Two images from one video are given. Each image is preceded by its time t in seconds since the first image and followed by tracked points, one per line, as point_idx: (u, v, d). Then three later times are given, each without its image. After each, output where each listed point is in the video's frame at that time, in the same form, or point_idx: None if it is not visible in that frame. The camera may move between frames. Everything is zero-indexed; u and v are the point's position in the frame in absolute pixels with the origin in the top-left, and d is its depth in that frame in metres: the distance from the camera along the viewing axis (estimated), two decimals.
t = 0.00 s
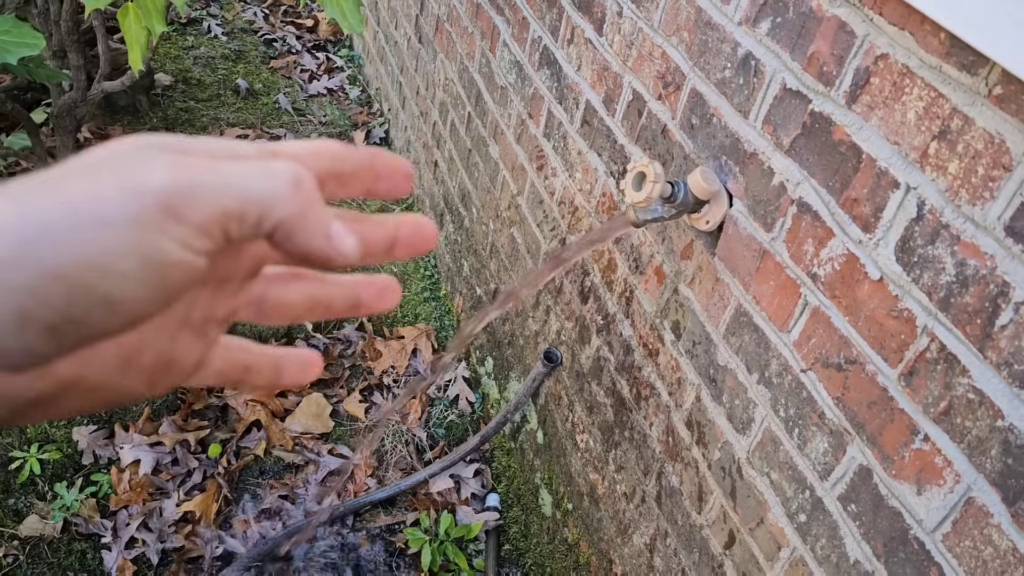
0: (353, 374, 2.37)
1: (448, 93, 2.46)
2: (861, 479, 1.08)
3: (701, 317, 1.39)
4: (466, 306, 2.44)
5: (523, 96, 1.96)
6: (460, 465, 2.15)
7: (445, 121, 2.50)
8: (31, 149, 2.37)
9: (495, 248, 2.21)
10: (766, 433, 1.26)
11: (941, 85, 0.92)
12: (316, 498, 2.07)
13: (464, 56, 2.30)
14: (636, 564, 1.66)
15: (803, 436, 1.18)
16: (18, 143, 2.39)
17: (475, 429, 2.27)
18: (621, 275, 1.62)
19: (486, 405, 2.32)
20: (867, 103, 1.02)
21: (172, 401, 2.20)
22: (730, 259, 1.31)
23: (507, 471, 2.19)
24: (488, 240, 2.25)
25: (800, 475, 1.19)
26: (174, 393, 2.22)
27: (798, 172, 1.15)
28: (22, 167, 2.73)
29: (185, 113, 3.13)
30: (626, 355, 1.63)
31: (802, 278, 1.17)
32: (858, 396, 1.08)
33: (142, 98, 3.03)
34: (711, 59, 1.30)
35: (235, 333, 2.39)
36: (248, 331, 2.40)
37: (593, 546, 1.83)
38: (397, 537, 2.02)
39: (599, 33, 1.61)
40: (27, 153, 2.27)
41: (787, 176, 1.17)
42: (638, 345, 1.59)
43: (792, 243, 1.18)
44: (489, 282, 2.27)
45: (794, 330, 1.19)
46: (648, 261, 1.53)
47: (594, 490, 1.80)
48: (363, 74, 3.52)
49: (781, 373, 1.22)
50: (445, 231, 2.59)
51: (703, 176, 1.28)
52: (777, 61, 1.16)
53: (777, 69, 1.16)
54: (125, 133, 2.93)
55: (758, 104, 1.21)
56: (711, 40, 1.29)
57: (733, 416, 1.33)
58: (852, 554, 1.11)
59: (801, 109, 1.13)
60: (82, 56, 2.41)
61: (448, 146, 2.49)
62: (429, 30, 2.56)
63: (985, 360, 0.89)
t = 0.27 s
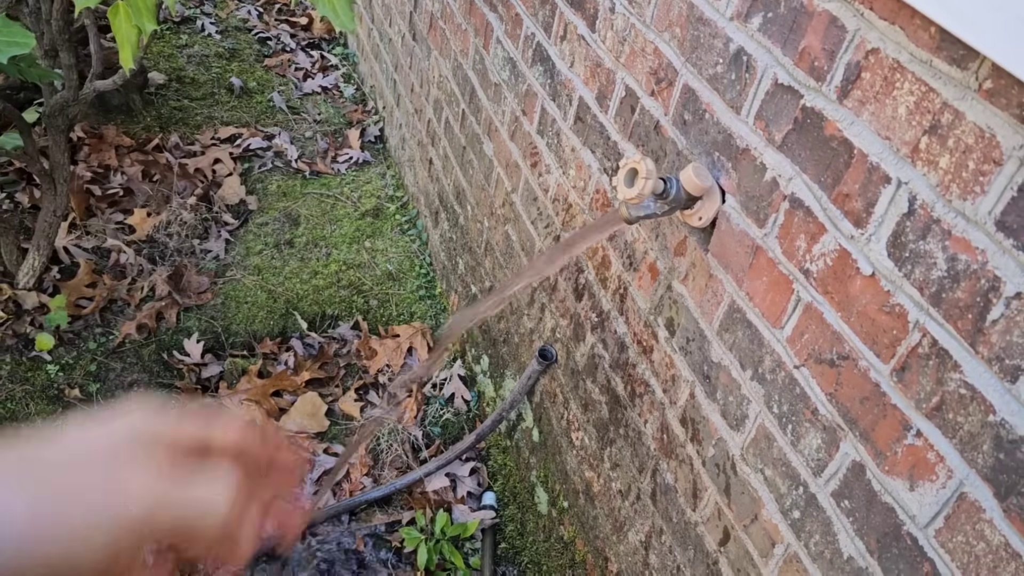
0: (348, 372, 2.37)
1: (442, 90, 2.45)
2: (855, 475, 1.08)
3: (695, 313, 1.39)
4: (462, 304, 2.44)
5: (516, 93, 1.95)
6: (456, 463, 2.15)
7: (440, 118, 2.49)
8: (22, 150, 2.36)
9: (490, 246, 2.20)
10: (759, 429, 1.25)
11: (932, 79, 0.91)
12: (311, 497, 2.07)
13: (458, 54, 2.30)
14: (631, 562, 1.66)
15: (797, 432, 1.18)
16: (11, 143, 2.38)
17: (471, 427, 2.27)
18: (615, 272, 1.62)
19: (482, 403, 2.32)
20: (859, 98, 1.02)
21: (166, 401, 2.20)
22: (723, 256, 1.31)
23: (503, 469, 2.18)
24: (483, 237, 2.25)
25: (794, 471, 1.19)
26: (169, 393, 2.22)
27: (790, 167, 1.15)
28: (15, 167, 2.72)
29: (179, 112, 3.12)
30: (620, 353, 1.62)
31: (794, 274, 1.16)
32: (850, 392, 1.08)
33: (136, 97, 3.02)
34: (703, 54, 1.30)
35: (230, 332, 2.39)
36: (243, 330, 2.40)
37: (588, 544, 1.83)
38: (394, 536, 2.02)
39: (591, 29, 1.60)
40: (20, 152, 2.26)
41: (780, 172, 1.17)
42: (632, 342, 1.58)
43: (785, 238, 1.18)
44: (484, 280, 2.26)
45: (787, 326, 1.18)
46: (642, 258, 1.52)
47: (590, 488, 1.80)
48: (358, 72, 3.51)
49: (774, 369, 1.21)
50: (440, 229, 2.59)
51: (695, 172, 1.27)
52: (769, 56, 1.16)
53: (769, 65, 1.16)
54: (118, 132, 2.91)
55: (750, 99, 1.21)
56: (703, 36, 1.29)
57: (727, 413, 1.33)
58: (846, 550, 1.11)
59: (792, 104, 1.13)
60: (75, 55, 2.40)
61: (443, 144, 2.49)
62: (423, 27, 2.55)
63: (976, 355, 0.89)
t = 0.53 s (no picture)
0: (347, 372, 2.36)
1: (440, 89, 2.44)
2: (853, 474, 1.07)
3: (693, 312, 1.38)
4: (461, 303, 2.43)
5: (514, 91, 1.94)
6: (456, 463, 2.14)
7: (438, 117, 2.48)
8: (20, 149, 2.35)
9: (488, 245, 2.20)
10: (757, 428, 1.25)
11: (929, 74, 0.90)
12: (310, 498, 2.07)
13: (455, 52, 2.29)
14: (631, 562, 1.65)
15: (795, 431, 1.17)
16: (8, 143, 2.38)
17: (470, 427, 2.26)
18: (613, 270, 1.61)
19: (481, 402, 2.31)
20: (856, 93, 1.01)
21: (165, 401, 2.19)
22: (720, 254, 1.30)
23: (503, 469, 2.18)
24: (482, 236, 2.24)
25: (792, 470, 1.18)
26: (167, 393, 2.22)
27: (787, 164, 1.14)
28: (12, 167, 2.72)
29: (178, 112, 3.11)
30: (619, 351, 1.62)
31: (792, 271, 1.15)
32: (848, 391, 1.07)
33: (134, 97, 3.01)
34: (699, 51, 1.29)
35: (229, 333, 2.39)
36: (242, 330, 2.40)
37: (588, 544, 1.82)
38: (393, 536, 2.01)
39: (588, 26, 1.59)
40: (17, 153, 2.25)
41: (777, 168, 1.16)
42: (630, 341, 1.58)
43: (782, 236, 1.17)
44: (483, 279, 2.26)
45: (784, 324, 1.18)
46: (640, 256, 1.51)
47: (589, 488, 1.79)
48: (357, 71, 3.51)
49: (772, 368, 1.20)
50: (439, 228, 2.58)
51: (692, 169, 1.26)
52: (766, 52, 1.15)
53: (766, 60, 1.15)
54: (116, 132, 2.91)
55: (747, 96, 1.20)
56: (700, 32, 1.28)
57: (725, 412, 1.32)
58: (844, 550, 1.10)
59: (789, 100, 1.12)
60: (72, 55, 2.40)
61: (441, 143, 2.48)
62: (421, 26, 2.55)
63: (974, 352, 0.88)
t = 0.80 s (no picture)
0: (349, 373, 2.36)
1: (443, 88, 2.43)
2: (860, 478, 1.06)
3: (697, 313, 1.37)
4: (463, 303, 2.42)
5: (516, 90, 1.93)
6: (458, 464, 2.13)
7: (440, 116, 2.47)
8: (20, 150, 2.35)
9: (491, 245, 2.18)
10: (762, 430, 1.23)
11: (937, 72, 0.89)
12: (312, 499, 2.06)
13: (458, 51, 2.27)
14: (634, 564, 1.64)
15: (800, 434, 1.15)
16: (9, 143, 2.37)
17: (473, 427, 2.25)
18: (616, 271, 1.60)
19: (483, 403, 2.30)
20: (862, 91, 0.99)
21: (166, 402, 2.19)
22: (725, 254, 1.28)
23: (506, 470, 2.17)
24: (484, 236, 2.23)
25: (798, 473, 1.17)
26: (168, 394, 2.21)
27: (793, 164, 1.12)
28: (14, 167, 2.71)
29: (179, 111, 3.11)
30: (622, 353, 1.60)
31: (797, 272, 1.14)
32: (855, 393, 1.05)
33: (136, 97, 3.00)
34: (703, 49, 1.27)
35: (231, 333, 2.38)
36: (244, 331, 2.39)
37: (591, 546, 1.81)
38: (395, 538, 2.00)
39: (591, 24, 1.58)
40: (18, 153, 2.25)
41: (782, 168, 1.14)
42: (634, 342, 1.56)
43: (787, 236, 1.15)
44: (485, 279, 2.25)
45: (790, 326, 1.16)
46: (643, 257, 1.50)
47: (592, 490, 1.78)
48: (359, 70, 3.50)
49: (778, 370, 1.19)
50: (441, 228, 2.57)
51: (696, 168, 1.25)
52: (771, 50, 1.14)
53: (771, 59, 1.14)
54: (118, 132, 2.90)
55: (751, 95, 1.18)
56: (704, 30, 1.27)
57: (730, 414, 1.30)
58: (851, 555, 1.09)
59: (795, 99, 1.10)
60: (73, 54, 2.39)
61: (443, 143, 2.47)
62: (423, 24, 2.54)
63: (983, 355, 0.87)
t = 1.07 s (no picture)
0: (354, 374, 2.35)
1: (448, 89, 2.43)
2: (870, 485, 1.05)
3: (705, 317, 1.36)
4: (468, 304, 2.42)
5: (523, 92, 1.92)
6: (463, 466, 2.13)
7: (446, 117, 2.47)
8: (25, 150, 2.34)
9: (497, 246, 2.18)
10: (771, 436, 1.23)
11: (951, 79, 0.88)
12: (316, 500, 2.06)
13: (464, 51, 2.27)
14: (640, 568, 1.63)
15: (810, 440, 1.15)
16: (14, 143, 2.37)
17: (478, 429, 2.25)
18: (624, 274, 1.59)
19: (488, 405, 2.29)
20: (875, 97, 0.99)
21: (170, 403, 2.18)
22: (734, 259, 1.28)
23: (510, 472, 2.16)
24: (490, 237, 2.22)
25: (807, 480, 1.16)
26: (173, 394, 2.21)
27: (803, 169, 1.12)
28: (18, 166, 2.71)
29: (184, 111, 3.10)
30: (629, 356, 1.60)
31: (808, 278, 1.13)
32: (866, 400, 1.05)
33: (141, 96, 3.00)
34: (713, 53, 1.27)
35: (235, 333, 2.38)
36: (248, 331, 2.39)
37: (596, 549, 1.81)
38: (400, 540, 2.00)
39: (599, 26, 1.57)
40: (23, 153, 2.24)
41: (792, 173, 1.14)
42: (641, 345, 1.56)
43: (798, 242, 1.15)
44: (490, 280, 2.24)
45: (800, 332, 1.16)
46: (651, 260, 1.50)
47: (598, 493, 1.77)
48: (364, 70, 3.49)
49: (787, 376, 1.19)
50: (446, 228, 2.56)
51: (705, 173, 1.24)
52: (782, 54, 1.13)
53: (782, 63, 1.13)
54: (123, 131, 2.90)
55: (762, 99, 1.18)
56: (713, 34, 1.26)
57: (738, 419, 1.30)
58: (861, 562, 1.08)
59: (806, 104, 1.10)
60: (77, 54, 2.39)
61: (449, 143, 2.46)
62: (429, 25, 2.53)
63: (998, 364, 0.86)
